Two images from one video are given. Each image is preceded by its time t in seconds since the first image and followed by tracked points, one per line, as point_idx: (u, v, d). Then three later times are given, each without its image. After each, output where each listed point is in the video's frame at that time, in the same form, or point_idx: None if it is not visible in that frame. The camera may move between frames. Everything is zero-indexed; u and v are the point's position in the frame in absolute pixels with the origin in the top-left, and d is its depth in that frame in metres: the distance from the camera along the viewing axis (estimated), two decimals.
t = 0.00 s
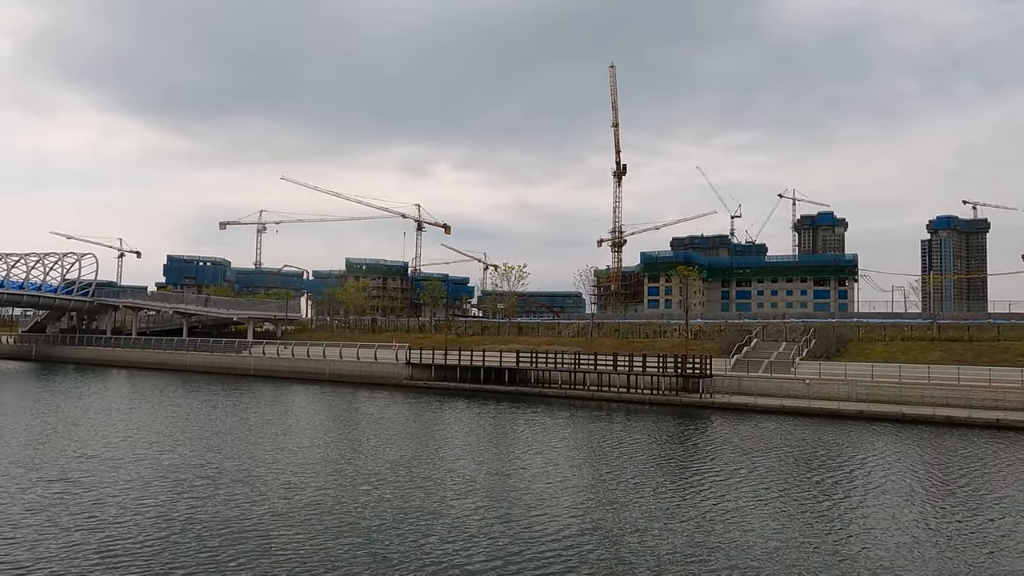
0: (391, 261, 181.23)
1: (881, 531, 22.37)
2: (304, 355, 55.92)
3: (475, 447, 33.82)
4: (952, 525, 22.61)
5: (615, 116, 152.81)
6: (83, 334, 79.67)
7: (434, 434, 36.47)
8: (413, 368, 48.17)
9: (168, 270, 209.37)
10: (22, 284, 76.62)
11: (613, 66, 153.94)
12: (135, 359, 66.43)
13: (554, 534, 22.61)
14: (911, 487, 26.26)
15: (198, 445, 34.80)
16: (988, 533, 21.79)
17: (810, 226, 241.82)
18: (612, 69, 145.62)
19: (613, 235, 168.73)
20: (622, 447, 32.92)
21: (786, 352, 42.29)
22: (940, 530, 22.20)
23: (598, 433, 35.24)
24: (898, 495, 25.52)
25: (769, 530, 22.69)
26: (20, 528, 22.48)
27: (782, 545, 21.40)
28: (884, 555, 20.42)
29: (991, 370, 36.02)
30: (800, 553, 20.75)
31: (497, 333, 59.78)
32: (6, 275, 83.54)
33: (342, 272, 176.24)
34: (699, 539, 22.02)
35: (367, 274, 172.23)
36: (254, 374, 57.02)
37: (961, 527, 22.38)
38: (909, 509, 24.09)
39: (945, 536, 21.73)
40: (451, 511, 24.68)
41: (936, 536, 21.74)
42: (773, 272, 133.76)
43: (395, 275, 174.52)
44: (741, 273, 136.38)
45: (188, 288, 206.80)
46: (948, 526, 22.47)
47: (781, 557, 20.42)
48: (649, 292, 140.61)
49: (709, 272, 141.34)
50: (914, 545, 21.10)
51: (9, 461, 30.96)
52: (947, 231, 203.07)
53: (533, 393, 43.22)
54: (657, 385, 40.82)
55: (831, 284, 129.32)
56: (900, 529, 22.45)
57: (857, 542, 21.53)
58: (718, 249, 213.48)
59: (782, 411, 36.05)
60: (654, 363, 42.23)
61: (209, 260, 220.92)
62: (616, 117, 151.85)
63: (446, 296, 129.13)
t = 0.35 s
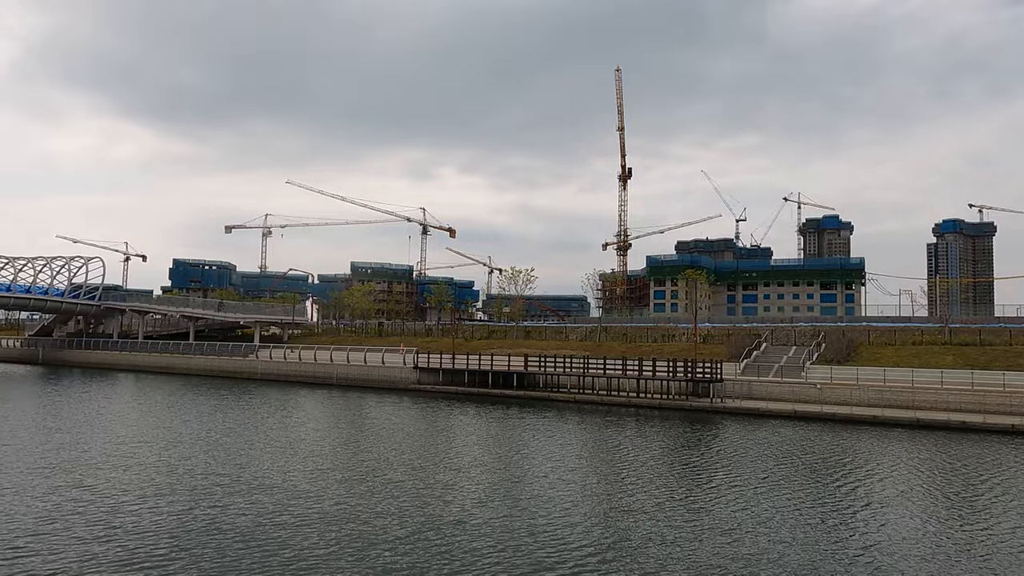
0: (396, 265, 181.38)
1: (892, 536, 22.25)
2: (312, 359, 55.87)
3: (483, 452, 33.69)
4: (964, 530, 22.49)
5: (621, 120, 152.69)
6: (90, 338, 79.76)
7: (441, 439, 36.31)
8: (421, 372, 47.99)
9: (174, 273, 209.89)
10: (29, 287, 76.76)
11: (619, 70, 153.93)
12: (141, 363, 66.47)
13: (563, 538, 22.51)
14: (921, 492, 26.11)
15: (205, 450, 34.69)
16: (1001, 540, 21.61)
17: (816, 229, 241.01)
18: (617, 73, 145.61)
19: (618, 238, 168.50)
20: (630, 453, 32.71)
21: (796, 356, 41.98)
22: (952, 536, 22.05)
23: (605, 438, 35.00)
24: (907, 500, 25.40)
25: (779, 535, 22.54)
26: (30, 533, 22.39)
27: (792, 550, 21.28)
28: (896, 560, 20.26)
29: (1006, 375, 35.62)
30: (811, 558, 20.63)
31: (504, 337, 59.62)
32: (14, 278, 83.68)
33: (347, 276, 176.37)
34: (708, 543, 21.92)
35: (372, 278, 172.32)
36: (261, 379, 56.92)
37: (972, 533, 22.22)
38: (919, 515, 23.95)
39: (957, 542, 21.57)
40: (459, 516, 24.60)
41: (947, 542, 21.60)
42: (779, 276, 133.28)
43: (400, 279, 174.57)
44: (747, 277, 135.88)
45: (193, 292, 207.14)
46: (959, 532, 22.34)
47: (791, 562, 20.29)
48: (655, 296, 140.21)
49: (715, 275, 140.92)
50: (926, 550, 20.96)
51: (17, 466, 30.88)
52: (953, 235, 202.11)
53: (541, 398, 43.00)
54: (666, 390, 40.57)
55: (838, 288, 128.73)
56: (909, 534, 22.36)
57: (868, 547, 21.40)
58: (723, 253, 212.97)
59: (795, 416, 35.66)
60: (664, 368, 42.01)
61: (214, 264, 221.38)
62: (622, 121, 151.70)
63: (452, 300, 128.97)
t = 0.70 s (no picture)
0: (402, 270, 181.43)
1: (904, 540, 22.06)
2: (320, 363, 55.84)
3: (491, 456, 33.60)
4: (979, 535, 22.25)
5: (627, 124, 152.53)
6: (98, 342, 79.90)
7: (449, 442, 36.20)
8: (430, 376, 47.82)
9: (180, 278, 210.47)
10: (37, 292, 76.99)
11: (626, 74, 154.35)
12: (149, 366, 66.53)
13: (572, 542, 22.43)
14: (934, 496, 25.87)
15: (215, 454, 34.70)
16: (1010, 540, 21.71)
17: (822, 234, 240.09)
18: (623, 77, 145.52)
19: (624, 242, 168.30)
20: (639, 456, 32.59)
21: (808, 360, 41.71)
22: (967, 540, 21.83)
23: (615, 442, 34.84)
24: (921, 505, 25.17)
25: (791, 540, 22.39)
26: (41, 537, 22.32)
27: (804, 554, 21.13)
28: (909, 565, 20.10)
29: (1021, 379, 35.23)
30: (823, 563, 20.50)
31: (513, 341, 59.50)
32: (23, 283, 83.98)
33: (353, 280, 176.57)
34: (719, 548, 21.78)
35: (378, 282, 172.47)
36: (269, 383, 56.92)
37: (988, 538, 21.98)
38: (933, 518, 23.72)
39: (972, 546, 21.37)
40: (468, 520, 24.55)
41: (961, 546, 21.41)
42: (786, 280, 132.81)
43: (406, 284, 174.61)
44: (754, 281, 135.39)
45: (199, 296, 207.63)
46: (974, 536, 22.11)
47: (804, 567, 20.16)
48: (661, 300, 139.88)
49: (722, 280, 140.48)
50: (940, 554, 20.77)
51: (28, 470, 30.89)
52: (960, 239, 201.04)
53: (551, 402, 42.81)
54: (678, 395, 40.33)
55: (846, 292, 128.15)
56: (924, 539, 22.14)
57: (880, 551, 21.24)
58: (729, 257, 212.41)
59: (809, 421, 35.32)
60: (675, 372, 41.79)
61: (221, 269, 222.09)
62: (628, 125, 151.58)
63: (460, 304, 128.86)
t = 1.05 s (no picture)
0: (411, 272, 181.89)
1: (914, 544, 22.07)
2: (332, 365, 55.98)
3: (502, 459, 33.60)
4: (992, 540, 22.14)
5: (637, 126, 152.26)
6: (111, 344, 80.47)
7: (461, 445, 36.24)
8: (443, 379, 47.82)
9: (191, 280, 211.86)
10: (52, 295, 77.65)
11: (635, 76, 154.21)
12: (162, 368, 66.94)
13: (583, 544, 22.51)
14: (946, 501, 25.71)
15: (228, 455, 34.90)
16: None
17: (833, 235, 238.68)
18: (633, 79, 145.43)
19: (635, 244, 167.94)
20: (650, 459, 32.51)
21: (823, 363, 41.38)
22: (977, 546, 21.77)
23: (626, 445, 34.79)
24: (930, 509, 25.07)
25: (801, 544, 22.33)
26: (61, 537, 22.62)
27: (815, 559, 21.11)
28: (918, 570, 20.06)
29: None
30: (833, 568, 20.42)
31: (525, 343, 59.44)
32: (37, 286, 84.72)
33: (364, 282, 177.16)
34: (728, 552, 21.76)
35: (388, 284, 172.96)
36: (282, 385, 57.13)
37: (999, 544, 21.87)
38: (943, 525, 23.60)
39: (984, 552, 21.26)
40: (479, 522, 24.61)
41: (972, 551, 21.33)
42: (797, 282, 132.03)
43: (416, 286, 174.95)
44: (765, 283, 134.63)
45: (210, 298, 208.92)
46: (984, 542, 22.02)
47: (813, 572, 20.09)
48: (672, 302, 139.40)
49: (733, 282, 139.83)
50: (952, 561, 20.67)
51: (43, 471, 31.14)
52: (973, 241, 199.31)
53: (564, 405, 42.73)
54: (693, 398, 40.09)
55: (858, 293, 127.29)
56: (935, 545, 22.02)
57: (890, 556, 21.17)
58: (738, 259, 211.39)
59: (826, 424, 35.05)
60: (689, 375, 41.58)
61: (232, 271, 223.47)
62: (638, 127, 151.24)
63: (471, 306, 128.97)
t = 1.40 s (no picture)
0: (417, 273, 181.87)
1: (927, 547, 21.92)
2: (340, 366, 55.90)
3: (510, 459, 33.53)
4: (1006, 544, 21.97)
5: (643, 127, 151.92)
6: (118, 345, 80.60)
7: (468, 446, 36.15)
8: (451, 380, 47.71)
9: (196, 281, 212.25)
10: (59, 296, 77.80)
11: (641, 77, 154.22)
12: (169, 369, 67.01)
13: (589, 544, 22.52)
14: (958, 503, 25.55)
15: (235, 456, 34.86)
16: None
17: (838, 236, 237.66)
18: (639, 79, 145.14)
19: (640, 245, 167.65)
20: (658, 460, 32.38)
21: (833, 364, 41.10)
22: (991, 549, 21.61)
23: (633, 446, 34.70)
24: (942, 511, 24.91)
25: (812, 546, 22.20)
26: (73, 536, 22.66)
27: (827, 561, 20.99)
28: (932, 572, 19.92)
29: None
30: (846, 570, 20.27)
31: (533, 344, 59.28)
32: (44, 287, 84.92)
33: (369, 283, 177.18)
34: (739, 553, 21.67)
35: (393, 285, 172.99)
36: (289, 386, 57.10)
37: (1013, 547, 21.72)
38: (957, 527, 23.42)
39: (998, 555, 21.11)
40: (488, 523, 24.52)
41: (985, 555, 21.19)
42: (804, 283, 131.57)
43: (420, 287, 174.88)
44: (771, 284, 134.11)
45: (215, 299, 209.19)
46: (998, 545, 21.87)
47: (824, 573, 20.00)
48: (678, 303, 139.01)
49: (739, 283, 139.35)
50: (966, 564, 20.53)
51: (52, 472, 31.07)
52: (979, 242, 198.34)
53: (573, 406, 42.57)
54: (703, 399, 39.86)
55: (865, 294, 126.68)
56: (947, 548, 21.89)
57: (903, 559, 21.03)
58: (743, 260, 210.82)
59: (838, 426, 34.80)
60: (699, 376, 41.36)
61: (237, 272, 223.79)
62: (644, 128, 150.92)
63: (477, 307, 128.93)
